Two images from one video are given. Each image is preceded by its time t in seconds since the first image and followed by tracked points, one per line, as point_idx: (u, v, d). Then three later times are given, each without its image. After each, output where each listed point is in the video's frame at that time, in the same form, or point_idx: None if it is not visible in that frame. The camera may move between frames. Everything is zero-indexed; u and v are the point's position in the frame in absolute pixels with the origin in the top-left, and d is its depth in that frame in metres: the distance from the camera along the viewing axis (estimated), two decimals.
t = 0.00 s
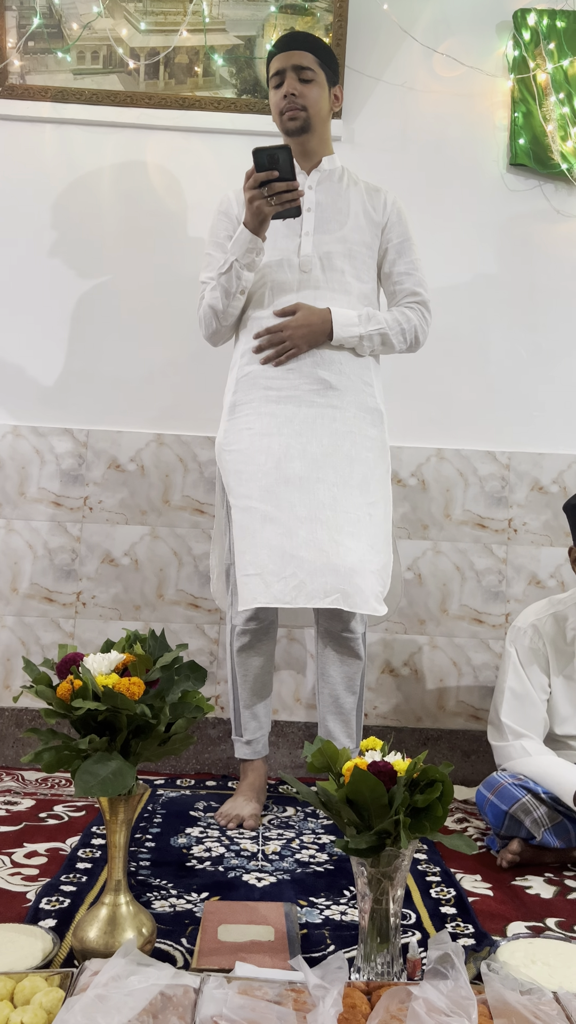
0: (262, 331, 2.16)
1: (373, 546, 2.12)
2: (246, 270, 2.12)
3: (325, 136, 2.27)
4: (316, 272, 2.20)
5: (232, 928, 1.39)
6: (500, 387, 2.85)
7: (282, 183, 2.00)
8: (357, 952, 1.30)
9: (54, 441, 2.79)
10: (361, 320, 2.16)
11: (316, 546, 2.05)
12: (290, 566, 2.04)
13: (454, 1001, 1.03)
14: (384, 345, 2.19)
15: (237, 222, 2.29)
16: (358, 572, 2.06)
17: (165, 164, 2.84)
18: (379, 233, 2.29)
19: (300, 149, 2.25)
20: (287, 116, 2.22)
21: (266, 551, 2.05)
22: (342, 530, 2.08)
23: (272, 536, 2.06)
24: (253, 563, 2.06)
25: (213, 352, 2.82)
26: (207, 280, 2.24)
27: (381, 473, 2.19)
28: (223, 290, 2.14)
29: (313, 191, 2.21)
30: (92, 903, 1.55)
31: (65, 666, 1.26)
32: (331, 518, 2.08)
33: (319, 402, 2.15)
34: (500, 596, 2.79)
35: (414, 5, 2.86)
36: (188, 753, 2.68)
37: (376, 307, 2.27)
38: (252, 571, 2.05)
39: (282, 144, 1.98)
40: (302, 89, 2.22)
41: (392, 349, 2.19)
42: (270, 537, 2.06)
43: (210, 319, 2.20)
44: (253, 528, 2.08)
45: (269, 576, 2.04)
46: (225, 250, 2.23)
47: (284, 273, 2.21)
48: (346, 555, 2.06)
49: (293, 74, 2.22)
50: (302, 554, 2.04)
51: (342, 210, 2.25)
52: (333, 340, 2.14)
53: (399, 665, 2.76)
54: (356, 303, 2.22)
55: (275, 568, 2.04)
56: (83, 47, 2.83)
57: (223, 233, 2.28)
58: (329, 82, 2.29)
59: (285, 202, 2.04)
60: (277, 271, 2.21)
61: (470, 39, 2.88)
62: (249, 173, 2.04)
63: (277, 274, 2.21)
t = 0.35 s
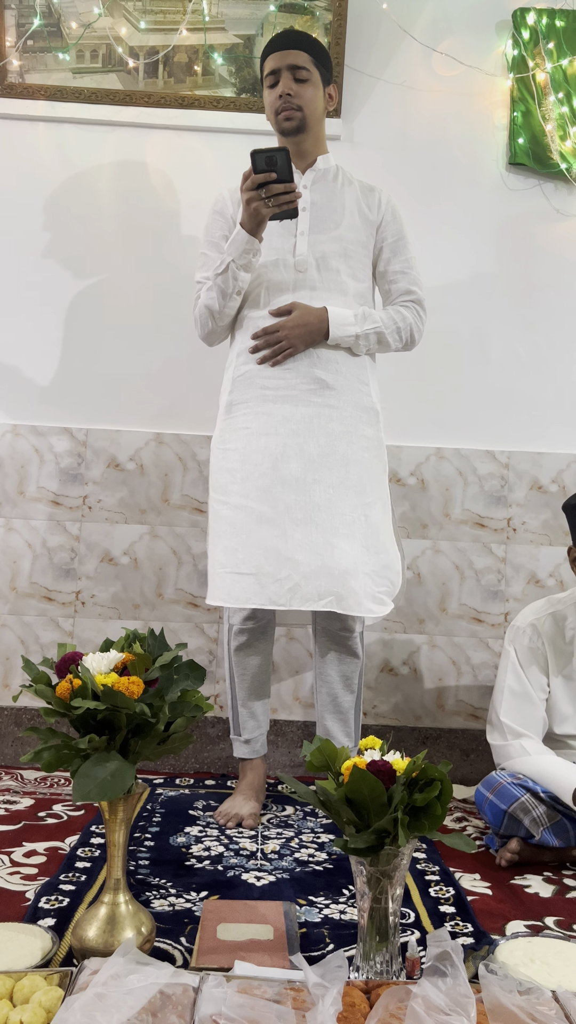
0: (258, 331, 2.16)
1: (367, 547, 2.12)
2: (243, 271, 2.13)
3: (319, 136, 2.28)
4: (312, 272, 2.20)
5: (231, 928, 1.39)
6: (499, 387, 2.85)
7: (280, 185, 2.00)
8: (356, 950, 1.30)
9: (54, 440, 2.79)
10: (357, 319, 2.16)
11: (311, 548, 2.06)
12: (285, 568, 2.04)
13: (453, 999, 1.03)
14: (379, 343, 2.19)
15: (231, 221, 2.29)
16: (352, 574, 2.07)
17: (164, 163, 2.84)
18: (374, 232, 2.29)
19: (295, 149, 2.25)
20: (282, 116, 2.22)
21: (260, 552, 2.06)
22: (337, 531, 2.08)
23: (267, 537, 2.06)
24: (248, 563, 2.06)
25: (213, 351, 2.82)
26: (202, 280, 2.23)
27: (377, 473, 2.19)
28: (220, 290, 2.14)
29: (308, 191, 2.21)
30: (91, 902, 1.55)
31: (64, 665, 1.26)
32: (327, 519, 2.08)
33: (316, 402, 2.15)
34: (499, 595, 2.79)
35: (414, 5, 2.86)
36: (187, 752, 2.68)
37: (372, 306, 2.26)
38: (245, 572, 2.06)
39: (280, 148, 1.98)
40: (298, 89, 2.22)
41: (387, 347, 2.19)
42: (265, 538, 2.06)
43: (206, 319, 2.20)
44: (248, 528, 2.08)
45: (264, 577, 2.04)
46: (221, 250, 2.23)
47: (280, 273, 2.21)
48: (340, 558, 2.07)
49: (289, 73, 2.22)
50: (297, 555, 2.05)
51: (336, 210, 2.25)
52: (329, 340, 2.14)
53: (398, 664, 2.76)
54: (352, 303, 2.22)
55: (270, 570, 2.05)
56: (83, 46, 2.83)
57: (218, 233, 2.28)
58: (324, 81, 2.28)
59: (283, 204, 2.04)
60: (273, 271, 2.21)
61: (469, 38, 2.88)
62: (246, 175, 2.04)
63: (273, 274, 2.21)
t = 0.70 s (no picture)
0: (255, 330, 2.16)
1: (364, 546, 2.13)
2: (240, 270, 2.13)
3: (314, 137, 2.28)
4: (307, 272, 2.20)
5: (230, 927, 1.39)
6: (498, 386, 2.85)
7: (277, 185, 2.00)
8: (354, 949, 1.30)
9: (52, 439, 2.79)
10: (352, 319, 2.16)
11: (308, 549, 2.05)
12: (282, 569, 2.05)
13: (451, 999, 1.03)
14: (375, 343, 2.19)
15: (227, 223, 2.29)
16: (349, 573, 2.07)
17: (163, 162, 2.84)
18: (370, 233, 2.30)
19: (290, 151, 2.24)
20: (277, 117, 2.22)
21: (257, 553, 2.06)
22: (334, 531, 2.08)
23: (264, 539, 2.06)
24: (246, 566, 2.06)
25: (212, 351, 2.82)
26: (199, 281, 2.23)
27: (372, 472, 2.19)
28: (217, 289, 2.14)
29: (303, 193, 2.21)
30: (90, 901, 1.55)
31: (63, 664, 1.26)
32: (323, 519, 2.08)
33: (312, 401, 2.15)
34: (498, 595, 2.79)
35: (413, 5, 2.86)
36: (186, 752, 2.68)
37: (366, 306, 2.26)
38: (243, 574, 2.05)
39: (276, 146, 1.97)
40: (293, 90, 2.21)
41: (383, 347, 2.20)
42: (262, 539, 2.06)
43: (203, 319, 2.20)
44: (245, 530, 2.07)
45: (262, 579, 2.05)
46: (217, 251, 2.23)
47: (275, 273, 2.20)
48: (338, 557, 2.06)
49: (284, 75, 2.21)
50: (294, 557, 2.05)
51: (332, 211, 2.25)
52: (325, 339, 2.14)
53: (397, 663, 2.76)
54: (348, 303, 2.22)
55: (268, 571, 2.05)
56: (81, 46, 2.83)
57: (214, 234, 2.28)
58: (318, 83, 2.28)
59: (279, 203, 2.04)
60: (268, 271, 2.21)
61: (468, 38, 2.88)
62: (243, 174, 2.04)
63: (268, 273, 2.21)
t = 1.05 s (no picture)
0: (252, 330, 2.16)
1: (364, 546, 2.13)
2: (237, 272, 2.13)
3: (312, 139, 2.28)
4: (304, 273, 2.20)
5: (228, 928, 1.39)
6: (497, 386, 2.85)
7: (276, 187, 2.00)
8: (353, 949, 1.30)
9: (51, 439, 2.78)
10: (349, 319, 2.16)
11: (308, 550, 2.06)
12: (284, 570, 2.06)
13: (450, 998, 1.03)
14: (371, 345, 2.19)
15: (224, 224, 2.29)
16: (350, 572, 2.07)
17: (161, 162, 2.84)
18: (364, 237, 2.29)
19: (289, 153, 2.24)
20: (277, 119, 2.22)
21: (260, 555, 2.06)
22: (334, 531, 2.08)
23: (266, 541, 2.07)
24: (249, 569, 2.06)
25: (210, 350, 2.82)
26: (195, 282, 2.23)
27: (370, 471, 2.20)
28: (214, 290, 2.14)
29: (300, 196, 2.20)
30: (89, 901, 1.55)
31: (61, 664, 1.26)
32: (323, 520, 2.08)
33: (309, 401, 2.15)
34: (496, 594, 2.79)
35: (411, 5, 2.86)
36: (185, 752, 2.68)
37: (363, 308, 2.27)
38: (245, 575, 2.06)
39: (277, 150, 1.98)
40: (294, 92, 2.21)
41: (378, 349, 2.20)
42: (264, 541, 2.06)
43: (199, 319, 2.20)
44: (246, 533, 2.07)
45: (265, 582, 2.05)
46: (213, 252, 2.23)
47: (272, 273, 2.20)
48: (338, 557, 2.07)
49: (285, 79, 2.22)
50: (295, 558, 2.06)
51: (327, 214, 2.25)
52: (322, 339, 2.15)
53: (395, 663, 2.76)
54: (344, 304, 2.22)
55: (270, 571, 2.05)
56: (79, 45, 2.83)
57: (210, 235, 2.28)
58: (317, 88, 2.28)
59: (278, 205, 2.04)
60: (265, 271, 2.21)
61: (467, 37, 2.88)
62: (242, 176, 2.04)
63: (265, 274, 2.21)
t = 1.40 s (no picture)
0: (251, 331, 2.16)
1: (365, 545, 2.13)
2: (238, 277, 2.13)
3: (312, 140, 2.28)
4: (303, 274, 2.20)
5: (228, 928, 1.39)
6: (496, 385, 2.85)
7: (281, 196, 2.00)
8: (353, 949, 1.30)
9: (50, 439, 2.78)
10: (348, 320, 2.16)
11: (307, 550, 2.07)
12: (284, 570, 2.06)
13: (450, 997, 1.03)
14: (370, 346, 2.19)
15: (223, 226, 2.29)
16: (350, 572, 2.08)
17: (160, 161, 2.84)
18: (363, 238, 2.29)
19: (288, 154, 2.24)
20: (280, 118, 2.22)
21: (260, 555, 2.06)
22: (334, 531, 2.09)
23: (266, 541, 2.07)
24: (250, 569, 2.06)
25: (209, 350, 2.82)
26: (195, 283, 2.23)
27: (369, 471, 2.20)
28: (215, 294, 2.14)
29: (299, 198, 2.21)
30: (88, 901, 1.55)
31: (60, 664, 1.26)
32: (323, 520, 2.08)
33: (308, 401, 2.15)
34: (495, 594, 2.79)
35: (411, 5, 2.86)
36: (184, 752, 2.68)
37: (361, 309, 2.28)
38: (246, 576, 2.05)
39: (284, 158, 1.98)
40: (297, 92, 2.21)
41: (377, 349, 2.20)
42: (265, 541, 2.07)
43: (199, 321, 2.20)
44: (247, 534, 2.07)
45: (266, 582, 2.05)
46: (213, 255, 2.22)
47: (272, 275, 2.20)
48: (338, 557, 2.07)
49: (288, 77, 2.22)
50: (295, 558, 2.06)
51: (326, 216, 2.25)
52: (321, 340, 2.15)
53: (395, 663, 2.76)
54: (342, 305, 2.23)
55: (271, 572, 2.05)
56: (79, 45, 2.82)
57: (209, 237, 2.28)
58: (318, 88, 2.29)
59: (282, 214, 2.04)
60: (265, 273, 2.20)
61: (466, 37, 2.88)
62: (248, 183, 2.04)
63: (265, 276, 2.20)
